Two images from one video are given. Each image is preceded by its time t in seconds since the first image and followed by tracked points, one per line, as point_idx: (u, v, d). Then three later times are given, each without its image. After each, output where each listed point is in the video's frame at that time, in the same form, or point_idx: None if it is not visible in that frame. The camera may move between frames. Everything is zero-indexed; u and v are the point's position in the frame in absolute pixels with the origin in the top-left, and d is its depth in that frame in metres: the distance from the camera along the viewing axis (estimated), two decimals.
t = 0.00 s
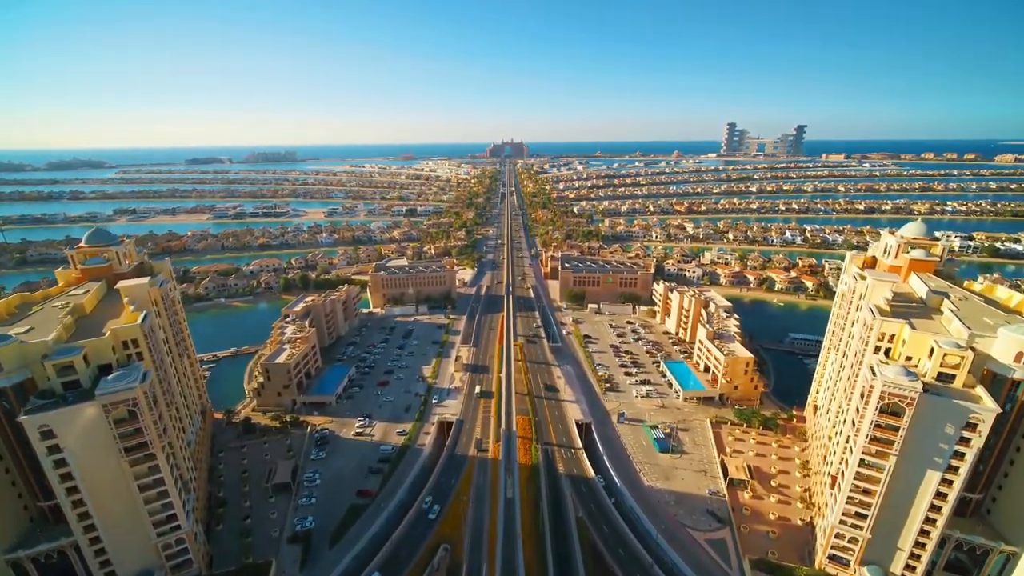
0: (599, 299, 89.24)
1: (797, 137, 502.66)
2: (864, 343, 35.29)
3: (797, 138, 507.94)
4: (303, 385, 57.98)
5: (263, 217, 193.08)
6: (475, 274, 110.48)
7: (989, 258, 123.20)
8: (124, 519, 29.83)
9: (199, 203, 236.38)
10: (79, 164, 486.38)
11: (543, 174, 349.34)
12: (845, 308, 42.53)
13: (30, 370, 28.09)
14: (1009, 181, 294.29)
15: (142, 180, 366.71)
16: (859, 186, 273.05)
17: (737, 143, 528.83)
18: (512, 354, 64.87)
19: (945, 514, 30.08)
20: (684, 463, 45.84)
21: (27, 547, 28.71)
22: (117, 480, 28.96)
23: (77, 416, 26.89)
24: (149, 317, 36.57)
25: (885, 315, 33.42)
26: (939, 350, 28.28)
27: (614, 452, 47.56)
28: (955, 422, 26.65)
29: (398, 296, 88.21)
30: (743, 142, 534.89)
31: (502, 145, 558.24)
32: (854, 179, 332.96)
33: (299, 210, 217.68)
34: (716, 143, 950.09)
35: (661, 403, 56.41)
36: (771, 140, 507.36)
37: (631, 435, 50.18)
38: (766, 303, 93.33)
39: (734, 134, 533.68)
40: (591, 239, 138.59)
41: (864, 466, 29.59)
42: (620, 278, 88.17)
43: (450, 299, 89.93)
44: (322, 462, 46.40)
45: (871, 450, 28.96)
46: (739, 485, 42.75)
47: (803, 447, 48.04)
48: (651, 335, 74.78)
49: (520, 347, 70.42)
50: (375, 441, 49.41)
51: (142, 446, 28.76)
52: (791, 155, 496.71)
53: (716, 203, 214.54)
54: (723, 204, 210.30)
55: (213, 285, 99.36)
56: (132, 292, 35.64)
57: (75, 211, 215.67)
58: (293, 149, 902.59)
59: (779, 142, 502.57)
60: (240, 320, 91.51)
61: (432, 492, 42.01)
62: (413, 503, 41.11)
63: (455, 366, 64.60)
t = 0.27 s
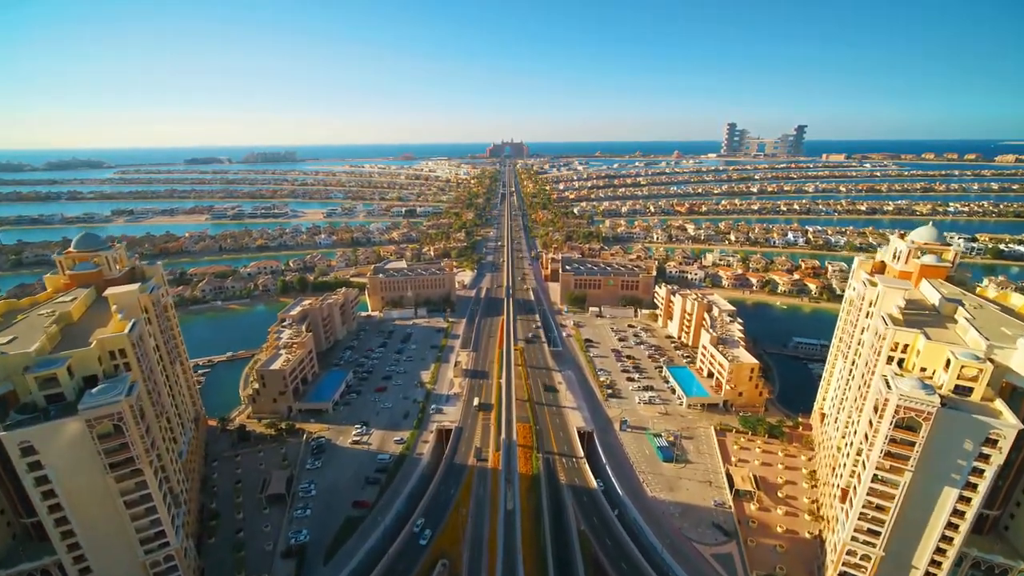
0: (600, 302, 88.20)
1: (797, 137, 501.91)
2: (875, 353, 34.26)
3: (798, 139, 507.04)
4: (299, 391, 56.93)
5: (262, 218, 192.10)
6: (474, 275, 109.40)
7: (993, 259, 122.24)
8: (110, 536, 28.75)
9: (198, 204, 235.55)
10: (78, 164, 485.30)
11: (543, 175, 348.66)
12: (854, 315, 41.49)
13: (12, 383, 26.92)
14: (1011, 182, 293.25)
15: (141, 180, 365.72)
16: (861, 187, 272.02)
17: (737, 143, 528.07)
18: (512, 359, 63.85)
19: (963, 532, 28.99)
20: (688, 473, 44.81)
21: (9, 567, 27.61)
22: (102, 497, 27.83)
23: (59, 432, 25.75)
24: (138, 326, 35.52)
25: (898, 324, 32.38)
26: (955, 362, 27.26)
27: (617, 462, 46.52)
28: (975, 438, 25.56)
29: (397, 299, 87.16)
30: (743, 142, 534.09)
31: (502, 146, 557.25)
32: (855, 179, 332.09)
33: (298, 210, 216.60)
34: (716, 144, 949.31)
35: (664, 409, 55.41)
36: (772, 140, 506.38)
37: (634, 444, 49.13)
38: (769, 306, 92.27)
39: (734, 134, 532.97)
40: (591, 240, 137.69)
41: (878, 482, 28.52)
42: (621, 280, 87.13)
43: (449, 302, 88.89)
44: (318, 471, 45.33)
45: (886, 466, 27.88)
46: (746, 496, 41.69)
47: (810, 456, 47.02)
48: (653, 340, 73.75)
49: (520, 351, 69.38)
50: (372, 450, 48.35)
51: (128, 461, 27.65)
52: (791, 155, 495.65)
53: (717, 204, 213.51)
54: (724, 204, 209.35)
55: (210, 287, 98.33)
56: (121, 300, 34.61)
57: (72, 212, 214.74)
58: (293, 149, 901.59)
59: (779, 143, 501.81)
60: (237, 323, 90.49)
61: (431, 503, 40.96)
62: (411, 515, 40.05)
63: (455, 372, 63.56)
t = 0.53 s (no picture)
0: (601, 305, 87.17)
1: (798, 137, 501.04)
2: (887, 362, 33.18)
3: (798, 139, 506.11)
4: (296, 398, 55.89)
5: (260, 219, 191.05)
6: (474, 278, 108.29)
7: (997, 261, 121.23)
8: (95, 556, 27.66)
9: (197, 205, 234.57)
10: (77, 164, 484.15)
11: (543, 175, 347.78)
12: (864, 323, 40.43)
13: None
14: (1012, 182, 292.49)
15: (140, 180, 364.70)
16: (862, 187, 270.96)
17: (738, 143, 527.12)
18: (512, 364, 62.79)
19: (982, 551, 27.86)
20: (693, 484, 43.77)
21: None
22: (86, 516, 26.76)
23: (41, 449, 24.68)
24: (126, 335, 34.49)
25: (911, 334, 31.34)
26: (973, 375, 26.21)
27: (619, 472, 45.48)
28: (996, 455, 24.43)
29: (396, 302, 86.15)
30: (743, 142, 533.22)
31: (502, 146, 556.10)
32: (856, 180, 331.05)
33: (297, 211, 215.44)
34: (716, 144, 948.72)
35: (667, 417, 54.41)
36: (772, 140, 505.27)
37: (637, 453, 48.13)
38: (772, 309, 91.23)
39: (734, 134, 532.15)
40: (592, 241, 136.68)
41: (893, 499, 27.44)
42: (623, 283, 86.08)
43: (449, 305, 87.84)
44: (314, 482, 44.23)
45: (901, 482, 26.80)
46: (752, 508, 40.66)
47: (817, 465, 45.98)
48: (655, 344, 72.69)
49: (520, 356, 68.36)
50: (369, 459, 47.22)
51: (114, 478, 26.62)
52: (792, 156, 494.52)
53: (718, 205, 212.52)
54: (725, 205, 208.35)
55: (207, 290, 97.21)
56: (109, 308, 33.56)
57: (70, 212, 213.76)
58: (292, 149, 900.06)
59: (780, 143, 500.92)
60: (234, 327, 89.45)
61: (429, 516, 39.78)
62: (409, 528, 38.92)
63: (454, 377, 62.50)
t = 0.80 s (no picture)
0: (602, 308, 86.08)
1: (798, 137, 500.18)
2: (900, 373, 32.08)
3: (799, 139, 505.19)
4: (291, 405, 54.78)
5: (259, 219, 189.94)
6: (474, 280, 107.23)
7: (1001, 263, 120.19)
8: None
9: (195, 205, 233.53)
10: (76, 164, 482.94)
11: (543, 176, 346.81)
12: (875, 330, 39.28)
13: None
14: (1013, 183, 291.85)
15: (139, 180, 363.76)
16: (863, 188, 270.05)
17: (738, 143, 526.23)
18: (512, 370, 61.67)
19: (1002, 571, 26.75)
20: (698, 495, 42.70)
21: None
22: (69, 536, 25.66)
23: (20, 467, 23.54)
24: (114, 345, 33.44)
25: (926, 344, 30.27)
26: (992, 390, 25.11)
27: (623, 483, 44.36)
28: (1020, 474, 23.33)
29: (394, 305, 85.01)
30: (744, 142, 532.40)
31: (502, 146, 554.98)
32: (857, 181, 330.08)
33: (296, 212, 214.30)
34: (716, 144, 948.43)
35: (671, 424, 53.34)
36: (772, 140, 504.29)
37: (641, 463, 47.03)
38: (775, 312, 90.11)
39: (734, 134, 531.34)
40: (592, 243, 135.63)
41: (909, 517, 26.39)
42: (624, 286, 84.96)
43: (448, 308, 86.71)
44: (309, 493, 43.14)
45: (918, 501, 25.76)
46: (759, 521, 39.60)
47: (825, 476, 44.88)
48: (658, 349, 71.57)
49: (520, 361, 67.24)
50: (366, 469, 46.07)
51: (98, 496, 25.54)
52: (792, 156, 493.46)
53: (719, 206, 211.40)
54: (726, 206, 207.35)
55: (203, 293, 96.06)
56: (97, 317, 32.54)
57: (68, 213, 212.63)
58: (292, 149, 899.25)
59: (780, 143, 500.10)
60: (230, 330, 88.28)
61: (427, 530, 38.64)
62: (406, 542, 37.77)
63: (453, 383, 61.41)
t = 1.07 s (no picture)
0: (603, 312, 85.04)
1: (798, 138, 499.47)
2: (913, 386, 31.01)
3: (799, 139, 504.27)
4: (287, 412, 53.71)
5: (257, 220, 189.00)
6: (473, 282, 106.23)
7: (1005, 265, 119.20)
8: None
9: (194, 206, 232.68)
10: (75, 164, 481.98)
11: (543, 176, 345.86)
12: (885, 338, 38.24)
13: None
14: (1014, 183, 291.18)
15: (138, 180, 362.93)
16: (864, 189, 269.18)
17: (738, 143, 525.31)
18: (512, 376, 60.60)
19: None
20: (702, 507, 41.60)
21: None
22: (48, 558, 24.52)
23: None
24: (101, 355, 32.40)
25: (942, 355, 29.20)
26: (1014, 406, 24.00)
27: (626, 494, 43.24)
28: None
29: (393, 309, 83.95)
30: (744, 143, 531.65)
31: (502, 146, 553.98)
32: (857, 181, 329.15)
33: (295, 213, 213.31)
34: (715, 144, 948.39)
35: (675, 432, 52.27)
36: (773, 140, 503.32)
37: (644, 473, 45.97)
38: (778, 316, 89.06)
39: (734, 135, 530.68)
40: (593, 245, 134.74)
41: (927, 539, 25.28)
42: (626, 289, 83.90)
43: (447, 312, 85.67)
44: (304, 505, 42.03)
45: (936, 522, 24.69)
46: (766, 535, 38.54)
47: (832, 486, 43.82)
48: (660, 354, 70.48)
49: (521, 366, 66.19)
50: (362, 479, 44.97)
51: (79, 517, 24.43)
52: (792, 156, 492.27)
53: (720, 207, 210.44)
54: (727, 207, 206.44)
55: (200, 296, 95.04)
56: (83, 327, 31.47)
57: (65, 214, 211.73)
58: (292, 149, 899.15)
59: (780, 144, 499.42)
60: (227, 334, 87.22)
61: (425, 545, 37.50)
62: (402, 556, 36.72)
63: (453, 389, 60.31)
